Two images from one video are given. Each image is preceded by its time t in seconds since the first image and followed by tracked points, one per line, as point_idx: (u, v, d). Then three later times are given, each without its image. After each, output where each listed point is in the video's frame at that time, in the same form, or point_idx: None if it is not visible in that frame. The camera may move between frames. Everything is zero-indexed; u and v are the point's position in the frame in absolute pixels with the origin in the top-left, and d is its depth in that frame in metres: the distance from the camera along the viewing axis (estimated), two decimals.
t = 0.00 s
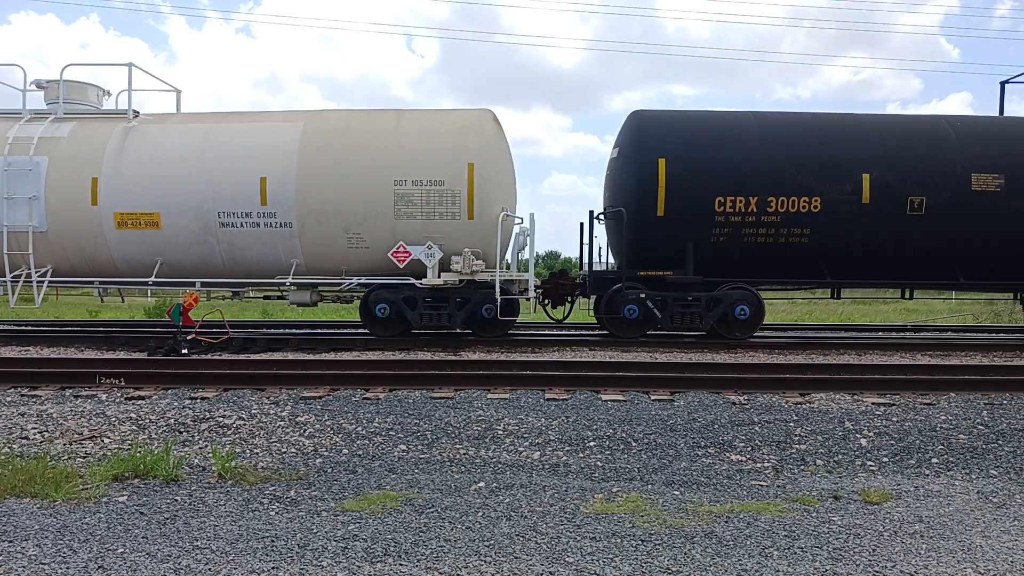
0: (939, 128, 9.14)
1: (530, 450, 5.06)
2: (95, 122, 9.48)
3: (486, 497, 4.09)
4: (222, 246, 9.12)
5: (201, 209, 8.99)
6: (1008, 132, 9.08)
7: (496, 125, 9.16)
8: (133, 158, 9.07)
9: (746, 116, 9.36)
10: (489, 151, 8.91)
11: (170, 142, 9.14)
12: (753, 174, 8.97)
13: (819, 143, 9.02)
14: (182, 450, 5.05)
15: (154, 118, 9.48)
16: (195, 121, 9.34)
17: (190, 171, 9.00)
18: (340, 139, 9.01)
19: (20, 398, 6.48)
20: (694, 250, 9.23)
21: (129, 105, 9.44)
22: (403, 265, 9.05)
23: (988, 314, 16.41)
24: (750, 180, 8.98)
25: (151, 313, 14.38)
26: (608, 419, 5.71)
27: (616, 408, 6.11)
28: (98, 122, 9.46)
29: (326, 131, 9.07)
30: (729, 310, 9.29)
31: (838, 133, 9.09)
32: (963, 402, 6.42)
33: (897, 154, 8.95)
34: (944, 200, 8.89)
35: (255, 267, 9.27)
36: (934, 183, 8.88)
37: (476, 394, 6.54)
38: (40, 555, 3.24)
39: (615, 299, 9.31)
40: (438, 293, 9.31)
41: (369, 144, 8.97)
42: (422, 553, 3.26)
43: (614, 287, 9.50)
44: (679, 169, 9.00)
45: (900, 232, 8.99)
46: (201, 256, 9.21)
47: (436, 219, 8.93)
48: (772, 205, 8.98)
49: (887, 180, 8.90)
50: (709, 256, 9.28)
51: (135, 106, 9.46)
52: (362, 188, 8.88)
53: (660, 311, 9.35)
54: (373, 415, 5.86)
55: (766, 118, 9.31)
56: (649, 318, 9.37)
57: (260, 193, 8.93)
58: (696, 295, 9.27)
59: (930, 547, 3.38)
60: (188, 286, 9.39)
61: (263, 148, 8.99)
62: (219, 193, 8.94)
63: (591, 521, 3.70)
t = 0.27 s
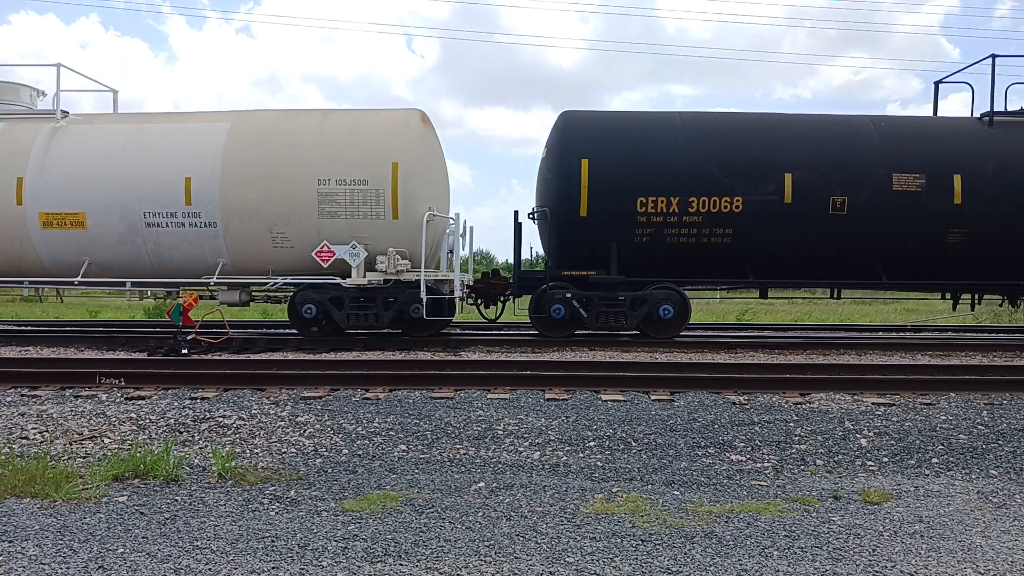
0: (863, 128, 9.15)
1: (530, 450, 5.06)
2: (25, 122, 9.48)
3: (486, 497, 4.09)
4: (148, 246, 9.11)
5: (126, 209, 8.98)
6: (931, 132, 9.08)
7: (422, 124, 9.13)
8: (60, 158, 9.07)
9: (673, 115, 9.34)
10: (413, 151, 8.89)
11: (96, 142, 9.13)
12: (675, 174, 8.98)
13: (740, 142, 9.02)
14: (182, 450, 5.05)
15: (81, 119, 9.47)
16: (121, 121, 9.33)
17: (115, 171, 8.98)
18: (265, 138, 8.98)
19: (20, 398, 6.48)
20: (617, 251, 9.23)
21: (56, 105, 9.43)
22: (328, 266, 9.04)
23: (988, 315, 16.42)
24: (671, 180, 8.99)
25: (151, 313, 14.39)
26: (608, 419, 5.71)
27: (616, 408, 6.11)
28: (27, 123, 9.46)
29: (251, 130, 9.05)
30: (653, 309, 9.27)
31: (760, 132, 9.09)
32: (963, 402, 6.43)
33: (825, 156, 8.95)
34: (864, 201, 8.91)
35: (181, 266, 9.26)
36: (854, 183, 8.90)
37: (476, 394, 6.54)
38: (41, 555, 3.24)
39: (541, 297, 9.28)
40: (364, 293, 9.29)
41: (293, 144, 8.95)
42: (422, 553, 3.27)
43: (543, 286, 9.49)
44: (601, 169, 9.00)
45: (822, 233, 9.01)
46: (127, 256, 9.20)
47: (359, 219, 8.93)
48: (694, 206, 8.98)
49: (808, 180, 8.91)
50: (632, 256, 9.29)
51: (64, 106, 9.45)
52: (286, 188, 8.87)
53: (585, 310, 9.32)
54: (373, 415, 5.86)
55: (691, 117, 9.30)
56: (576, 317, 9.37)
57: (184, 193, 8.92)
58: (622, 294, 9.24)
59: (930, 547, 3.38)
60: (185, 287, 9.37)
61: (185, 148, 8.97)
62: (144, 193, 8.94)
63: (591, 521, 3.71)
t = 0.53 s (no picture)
0: (788, 128, 9.12)
1: (530, 450, 5.06)
2: None
3: (486, 497, 4.09)
4: (74, 246, 9.06)
5: (51, 209, 8.95)
6: (858, 132, 9.06)
7: (350, 125, 9.09)
8: None
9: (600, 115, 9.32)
10: (338, 150, 8.85)
11: (23, 141, 9.10)
12: (598, 175, 8.95)
13: (662, 143, 9.00)
14: (182, 450, 5.05)
15: (10, 118, 9.43)
16: (49, 121, 9.29)
17: (42, 170, 8.93)
18: (196, 138, 8.94)
19: (20, 398, 6.48)
20: (542, 251, 9.22)
21: None
22: (251, 265, 8.95)
23: (988, 315, 16.43)
24: (592, 181, 8.97)
25: (151, 313, 14.39)
26: (608, 419, 5.71)
27: (616, 408, 6.11)
28: None
29: (178, 130, 9.01)
30: (579, 309, 9.28)
31: (683, 133, 9.07)
32: (963, 402, 6.43)
33: (757, 156, 8.93)
34: (784, 201, 8.88)
35: (108, 267, 9.18)
36: (775, 183, 8.87)
37: (476, 394, 6.54)
38: (40, 555, 3.24)
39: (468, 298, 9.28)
40: (291, 293, 9.21)
41: (219, 145, 8.91)
42: (422, 553, 3.26)
43: (471, 286, 9.53)
44: (525, 168, 8.98)
45: (743, 233, 9.00)
46: (54, 256, 9.14)
47: (283, 219, 8.88)
48: (616, 205, 8.96)
49: (728, 180, 8.89)
50: (558, 256, 9.28)
51: None
52: (209, 188, 8.82)
53: (513, 310, 9.35)
54: (373, 415, 5.86)
55: (618, 117, 9.28)
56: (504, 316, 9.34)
57: (110, 193, 8.88)
58: (547, 294, 9.25)
59: (930, 547, 3.38)
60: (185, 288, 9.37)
61: (118, 147, 8.93)
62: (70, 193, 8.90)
63: (591, 521, 3.70)
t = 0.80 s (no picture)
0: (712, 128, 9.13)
1: (530, 450, 5.06)
2: None
3: (486, 497, 4.09)
4: (4, 246, 9.00)
5: None
6: (783, 132, 9.07)
7: (277, 125, 9.00)
8: None
9: (525, 116, 9.30)
10: (262, 150, 8.76)
11: None
12: (522, 175, 8.94)
13: (586, 142, 9.00)
14: (182, 450, 5.05)
15: None
16: None
17: None
18: (121, 137, 8.83)
19: (20, 398, 6.48)
20: (468, 251, 9.22)
21: None
22: (175, 265, 8.79)
23: (988, 315, 16.43)
24: (519, 181, 8.96)
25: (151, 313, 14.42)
26: (608, 419, 5.71)
27: (616, 408, 6.11)
28: None
29: (105, 128, 8.92)
30: (508, 309, 9.25)
31: (608, 133, 9.06)
32: (963, 402, 6.43)
33: (682, 156, 8.91)
34: (705, 201, 8.87)
35: (36, 266, 9.11)
36: (696, 183, 8.85)
37: (476, 394, 6.54)
38: (40, 555, 3.24)
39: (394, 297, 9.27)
40: (217, 293, 9.12)
41: (143, 144, 8.80)
42: (422, 553, 3.26)
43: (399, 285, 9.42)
44: (449, 168, 8.97)
45: (666, 233, 9.00)
46: None
47: (208, 219, 8.75)
48: (539, 206, 8.95)
49: (651, 181, 8.87)
50: (483, 255, 9.28)
51: None
52: (132, 187, 8.71)
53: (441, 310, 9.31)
54: (373, 415, 5.86)
55: (546, 118, 9.28)
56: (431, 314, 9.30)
57: (34, 193, 8.80)
58: (475, 293, 9.26)
59: (930, 547, 3.38)
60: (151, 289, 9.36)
61: (45, 147, 8.85)
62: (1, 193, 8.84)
63: (591, 521, 3.71)
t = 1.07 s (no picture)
0: (638, 129, 9.15)
1: (530, 450, 5.06)
2: None
3: (486, 497, 4.09)
4: None
5: None
6: (711, 132, 9.10)
7: (205, 125, 9.02)
8: None
9: (452, 117, 9.36)
10: (187, 150, 8.79)
11: None
12: (445, 175, 8.97)
13: (510, 142, 9.04)
14: (182, 450, 5.05)
15: None
16: None
17: None
18: (47, 136, 8.86)
19: (20, 398, 6.48)
20: (394, 251, 9.24)
21: None
22: (101, 264, 8.87)
23: (988, 315, 16.44)
24: (442, 181, 8.98)
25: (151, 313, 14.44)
26: (608, 419, 5.71)
27: (616, 408, 6.11)
28: None
29: (33, 127, 8.94)
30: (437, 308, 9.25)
31: (531, 134, 9.10)
32: (963, 402, 6.43)
33: (607, 156, 8.93)
34: (626, 202, 8.88)
35: None
36: (617, 183, 8.87)
37: (476, 394, 6.54)
38: (40, 555, 3.24)
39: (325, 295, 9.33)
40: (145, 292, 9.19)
41: (69, 143, 8.83)
42: (422, 553, 3.27)
43: (329, 285, 9.43)
44: (373, 168, 8.99)
45: (590, 233, 9.01)
46: None
47: (133, 218, 8.81)
48: (463, 205, 8.98)
49: (573, 181, 8.88)
50: (409, 255, 9.30)
51: None
52: (57, 187, 8.75)
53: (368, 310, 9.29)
54: (373, 415, 5.86)
55: (473, 118, 9.33)
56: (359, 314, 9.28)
57: None
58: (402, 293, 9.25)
59: (930, 547, 3.38)
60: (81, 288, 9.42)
61: None
62: None
63: (591, 521, 3.71)
